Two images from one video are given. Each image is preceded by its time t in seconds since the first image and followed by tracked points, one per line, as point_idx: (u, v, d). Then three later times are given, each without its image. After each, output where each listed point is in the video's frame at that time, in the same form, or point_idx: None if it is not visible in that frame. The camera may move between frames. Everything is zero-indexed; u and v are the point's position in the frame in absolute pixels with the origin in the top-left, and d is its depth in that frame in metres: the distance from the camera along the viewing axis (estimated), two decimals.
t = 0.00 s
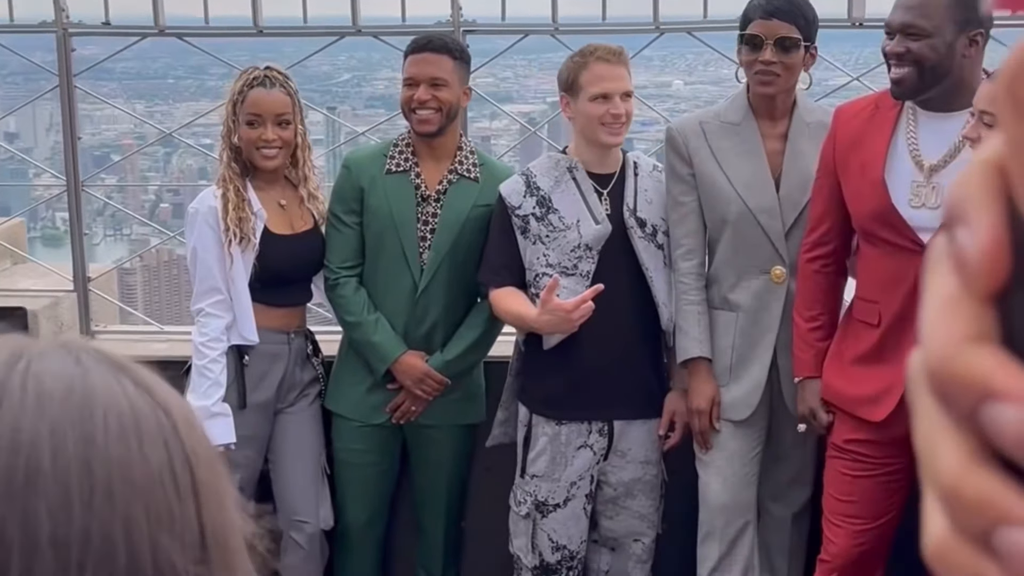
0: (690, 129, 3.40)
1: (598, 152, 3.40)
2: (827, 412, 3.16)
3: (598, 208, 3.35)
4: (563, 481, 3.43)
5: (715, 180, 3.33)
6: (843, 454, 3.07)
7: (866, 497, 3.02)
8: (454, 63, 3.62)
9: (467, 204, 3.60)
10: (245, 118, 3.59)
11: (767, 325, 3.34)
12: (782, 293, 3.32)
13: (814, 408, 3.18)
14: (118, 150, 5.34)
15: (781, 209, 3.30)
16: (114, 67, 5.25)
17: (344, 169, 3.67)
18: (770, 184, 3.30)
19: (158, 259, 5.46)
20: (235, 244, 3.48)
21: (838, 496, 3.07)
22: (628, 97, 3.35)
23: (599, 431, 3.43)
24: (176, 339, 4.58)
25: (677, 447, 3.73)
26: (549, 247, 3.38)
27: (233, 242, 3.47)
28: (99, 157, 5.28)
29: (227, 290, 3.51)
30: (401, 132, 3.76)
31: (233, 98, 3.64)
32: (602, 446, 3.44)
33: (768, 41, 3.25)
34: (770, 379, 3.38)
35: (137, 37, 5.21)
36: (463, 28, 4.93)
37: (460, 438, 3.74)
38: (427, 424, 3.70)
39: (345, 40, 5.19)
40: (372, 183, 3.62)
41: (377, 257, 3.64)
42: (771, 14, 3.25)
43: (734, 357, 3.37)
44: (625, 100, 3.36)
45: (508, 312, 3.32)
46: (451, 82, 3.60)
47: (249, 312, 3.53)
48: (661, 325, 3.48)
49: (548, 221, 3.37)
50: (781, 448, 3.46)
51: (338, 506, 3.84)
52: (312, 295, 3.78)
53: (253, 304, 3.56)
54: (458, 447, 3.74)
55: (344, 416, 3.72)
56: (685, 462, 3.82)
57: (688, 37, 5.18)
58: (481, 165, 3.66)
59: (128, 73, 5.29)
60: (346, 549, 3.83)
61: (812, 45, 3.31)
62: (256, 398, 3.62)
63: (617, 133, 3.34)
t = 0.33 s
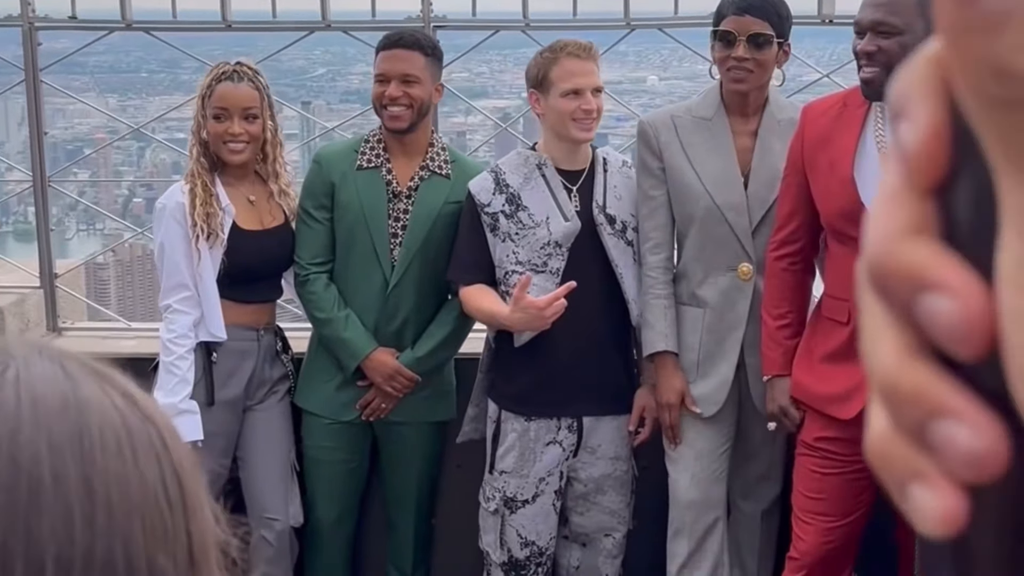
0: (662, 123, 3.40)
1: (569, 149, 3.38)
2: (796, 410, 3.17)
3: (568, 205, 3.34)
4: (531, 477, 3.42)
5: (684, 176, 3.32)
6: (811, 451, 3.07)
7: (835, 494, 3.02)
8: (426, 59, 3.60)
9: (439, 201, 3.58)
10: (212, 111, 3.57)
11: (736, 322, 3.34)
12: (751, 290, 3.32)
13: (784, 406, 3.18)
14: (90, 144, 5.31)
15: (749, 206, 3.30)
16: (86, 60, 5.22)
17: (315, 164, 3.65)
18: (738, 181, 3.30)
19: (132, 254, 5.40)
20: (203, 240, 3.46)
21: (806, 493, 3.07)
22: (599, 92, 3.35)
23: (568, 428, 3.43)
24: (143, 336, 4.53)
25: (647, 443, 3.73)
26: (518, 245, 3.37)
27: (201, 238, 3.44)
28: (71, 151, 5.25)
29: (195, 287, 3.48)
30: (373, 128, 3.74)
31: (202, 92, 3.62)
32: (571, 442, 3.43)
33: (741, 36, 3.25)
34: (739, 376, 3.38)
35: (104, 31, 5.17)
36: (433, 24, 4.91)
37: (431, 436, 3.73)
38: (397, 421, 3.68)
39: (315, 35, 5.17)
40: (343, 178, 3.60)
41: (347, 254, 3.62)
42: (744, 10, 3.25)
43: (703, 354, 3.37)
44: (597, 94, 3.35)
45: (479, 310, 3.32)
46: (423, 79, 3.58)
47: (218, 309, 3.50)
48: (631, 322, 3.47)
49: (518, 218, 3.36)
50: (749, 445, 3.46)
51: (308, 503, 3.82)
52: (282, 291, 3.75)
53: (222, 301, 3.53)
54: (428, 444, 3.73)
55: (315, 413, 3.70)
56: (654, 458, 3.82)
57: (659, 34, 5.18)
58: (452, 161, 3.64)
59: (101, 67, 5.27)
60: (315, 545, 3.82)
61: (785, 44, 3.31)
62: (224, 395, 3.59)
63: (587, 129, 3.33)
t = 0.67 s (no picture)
0: (629, 127, 3.39)
1: (536, 152, 3.38)
2: (764, 411, 3.18)
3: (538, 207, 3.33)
4: (501, 481, 3.42)
5: (653, 179, 3.32)
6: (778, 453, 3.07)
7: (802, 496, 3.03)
8: (394, 62, 3.59)
9: (408, 204, 3.57)
10: (177, 115, 3.55)
11: (704, 324, 3.34)
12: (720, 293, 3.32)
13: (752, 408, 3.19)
14: (62, 144, 5.28)
15: (717, 209, 3.30)
16: (56, 62, 5.17)
17: (283, 167, 3.63)
18: (706, 185, 3.30)
19: (104, 256, 5.37)
20: (169, 244, 3.43)
21: (774, 495, 3.07)
22: (561, 97, 3.35)
23: (538, 431, 3.42)
24: (111, 340, 4.50)
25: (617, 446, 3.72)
26: (488, 247, 3.36)
27: (166, 242, 3.42)
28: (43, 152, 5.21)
29: (161, 291, 3.46)
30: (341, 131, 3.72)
31: (167, 95, 3.60)
32: (541, 445, 3.43)
33: (705, 39, 3.25)
34: (708, 379, 3.39)
35: (70, 34, 5.13)
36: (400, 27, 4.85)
37: (401, 439, 3.71)
38: (367, 426, 3.66)
39: (285, 37, 5.14)
40: (312, 181, 3.59)
41: (316, 257, 3.60)
42: (709, 13, 3.25)
43: (672, 357, 3.37)
44: (559, 100, 3.36)
45: (450, 313, 3.31)
46: (391, 82, 3.57)
47: (185, 314, 3.48)
48: (600, 325, 3.47)
49: (488, 221, 3.35)
50: (718, 447, 3.47)
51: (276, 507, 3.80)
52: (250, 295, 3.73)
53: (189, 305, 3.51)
54: (398, 447, 3.71)
55: (284, 416, 3.68)
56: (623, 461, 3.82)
57: (627, 35, 5.20)
58: (421, 164, 3.63)
59: (74, 68, 5.25)
60: (285, 550, 3.80)
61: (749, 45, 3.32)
62: (192, 400, 3.57)
63: (546, 133, 3.33)
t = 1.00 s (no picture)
0: (597, 136, 3.35)
1: (502, 163, 3.40)
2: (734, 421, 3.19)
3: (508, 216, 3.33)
4: (473, 492, 3.41)
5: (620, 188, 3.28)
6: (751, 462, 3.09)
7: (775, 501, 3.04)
8: (361, 73, 3.59)
9: (377, 213, 3.56)
10: (140, 127, 3.53)
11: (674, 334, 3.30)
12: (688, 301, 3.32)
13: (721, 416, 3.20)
14: (36, 154, 5.36)
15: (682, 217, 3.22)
16: (32, 70, 5.30)
17: (251, 177, 3.62)
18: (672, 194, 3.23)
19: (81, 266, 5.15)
20: (133, 254, 3.42)
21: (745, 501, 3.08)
22: (510, 108, 3.35)
23: (510, 441, 3.42)
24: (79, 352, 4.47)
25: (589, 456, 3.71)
26: (459, 256, 3.36)
27: (131, 253, 3.40)
28: (15, 162, 5.34)
29: (127, 302, 3.44)
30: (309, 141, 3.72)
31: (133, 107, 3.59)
32: (513, 456, 3.42)
33: (650, 67, 3.11)
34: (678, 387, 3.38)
35: (35, 45, 5.16)
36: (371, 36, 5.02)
37: (371, 450, 3.71)
38: (337, 437, 3.65)
39: (252, 48, 5.15)
40: (279, 192, 3.57)
41: (284, 268, 3.59)
42: (650, 42, 3.07)
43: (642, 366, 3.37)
44: (509, 111, 3.35)
45: (420, 321, 3.30)
46: (357, 93, 3.57)
47: (150, 325, 3.46)
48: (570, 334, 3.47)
49: (457, 229, 3.35)
50: (687, 454, 3.46)
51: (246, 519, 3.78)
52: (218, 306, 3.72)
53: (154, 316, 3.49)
54: (368, 458, 3.70)
55: (253, 427, 3.67)
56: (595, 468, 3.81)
57: (592, 44, 5.20)
58: (389, 174, 3.62)
59: (47, 75, 5.30)
60: (254, 562, 3.78)
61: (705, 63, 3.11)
62: (160, 412, 3.55)
63: (497, 144, 3.34)
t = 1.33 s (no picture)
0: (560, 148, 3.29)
1: (463, 173, 3.37)
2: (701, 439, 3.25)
3: (470, 228, 3.30)
4: (438, 508, 3.37)
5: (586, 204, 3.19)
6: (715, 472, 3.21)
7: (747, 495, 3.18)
8: (318, 85, 3.56)
9: (336, 227, 3.51)
10: (105, 139, 3.51)
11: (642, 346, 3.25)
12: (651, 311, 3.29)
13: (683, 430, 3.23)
14: None
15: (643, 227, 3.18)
16: None
17: (208, 191, 3.57)
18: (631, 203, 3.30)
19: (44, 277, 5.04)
20: (86, 271, 3.39)
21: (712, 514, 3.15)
22: (467, 115, 3.37)
23: (474, 456, 3.38)
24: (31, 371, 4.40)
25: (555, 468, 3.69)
26: (418, 268, 3.33)
27: (83, 270, 3.38)
28: None
29: (79, 319, 3.39)
30: (267, 154, 3.65)
31: (87, 119, 3.54)
32: (478, 470, 3.38)
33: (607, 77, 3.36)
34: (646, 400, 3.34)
35: None
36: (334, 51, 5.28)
37: (333, 467, 3.66)
38: (297, 454, 3.59)
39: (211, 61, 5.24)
40: (237, 206, 3.51)
41: (241, 283, 3.52)
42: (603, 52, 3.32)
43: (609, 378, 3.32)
44: (466, 118, 3.38)
45: (380, 333, 3.24)
46: (316, 106, 3.54)
47: (105, 341, 3.41)
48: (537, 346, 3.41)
49: (419, 241, 3.31)
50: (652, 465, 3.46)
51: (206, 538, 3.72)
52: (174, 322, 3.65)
53: (109, 333, 3.44)
54: (330, 475, 3.65)
55: (212, 444, 3.60)
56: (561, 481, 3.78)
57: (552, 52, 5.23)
58: (349, 188, 3.57)
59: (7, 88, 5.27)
60: None
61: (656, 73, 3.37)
62: (117, 430, 3.49)
63: (450, 151, 3.36)
